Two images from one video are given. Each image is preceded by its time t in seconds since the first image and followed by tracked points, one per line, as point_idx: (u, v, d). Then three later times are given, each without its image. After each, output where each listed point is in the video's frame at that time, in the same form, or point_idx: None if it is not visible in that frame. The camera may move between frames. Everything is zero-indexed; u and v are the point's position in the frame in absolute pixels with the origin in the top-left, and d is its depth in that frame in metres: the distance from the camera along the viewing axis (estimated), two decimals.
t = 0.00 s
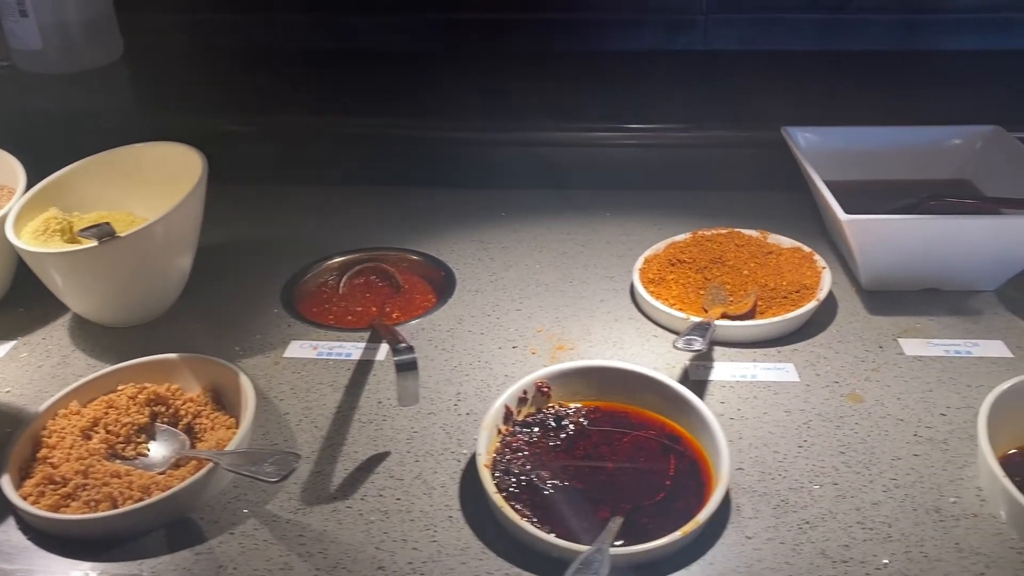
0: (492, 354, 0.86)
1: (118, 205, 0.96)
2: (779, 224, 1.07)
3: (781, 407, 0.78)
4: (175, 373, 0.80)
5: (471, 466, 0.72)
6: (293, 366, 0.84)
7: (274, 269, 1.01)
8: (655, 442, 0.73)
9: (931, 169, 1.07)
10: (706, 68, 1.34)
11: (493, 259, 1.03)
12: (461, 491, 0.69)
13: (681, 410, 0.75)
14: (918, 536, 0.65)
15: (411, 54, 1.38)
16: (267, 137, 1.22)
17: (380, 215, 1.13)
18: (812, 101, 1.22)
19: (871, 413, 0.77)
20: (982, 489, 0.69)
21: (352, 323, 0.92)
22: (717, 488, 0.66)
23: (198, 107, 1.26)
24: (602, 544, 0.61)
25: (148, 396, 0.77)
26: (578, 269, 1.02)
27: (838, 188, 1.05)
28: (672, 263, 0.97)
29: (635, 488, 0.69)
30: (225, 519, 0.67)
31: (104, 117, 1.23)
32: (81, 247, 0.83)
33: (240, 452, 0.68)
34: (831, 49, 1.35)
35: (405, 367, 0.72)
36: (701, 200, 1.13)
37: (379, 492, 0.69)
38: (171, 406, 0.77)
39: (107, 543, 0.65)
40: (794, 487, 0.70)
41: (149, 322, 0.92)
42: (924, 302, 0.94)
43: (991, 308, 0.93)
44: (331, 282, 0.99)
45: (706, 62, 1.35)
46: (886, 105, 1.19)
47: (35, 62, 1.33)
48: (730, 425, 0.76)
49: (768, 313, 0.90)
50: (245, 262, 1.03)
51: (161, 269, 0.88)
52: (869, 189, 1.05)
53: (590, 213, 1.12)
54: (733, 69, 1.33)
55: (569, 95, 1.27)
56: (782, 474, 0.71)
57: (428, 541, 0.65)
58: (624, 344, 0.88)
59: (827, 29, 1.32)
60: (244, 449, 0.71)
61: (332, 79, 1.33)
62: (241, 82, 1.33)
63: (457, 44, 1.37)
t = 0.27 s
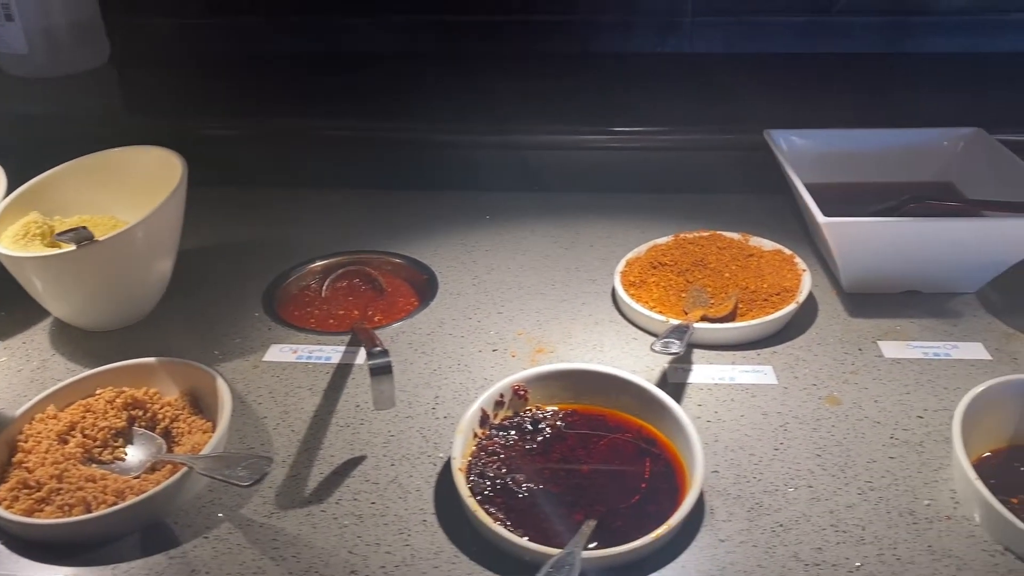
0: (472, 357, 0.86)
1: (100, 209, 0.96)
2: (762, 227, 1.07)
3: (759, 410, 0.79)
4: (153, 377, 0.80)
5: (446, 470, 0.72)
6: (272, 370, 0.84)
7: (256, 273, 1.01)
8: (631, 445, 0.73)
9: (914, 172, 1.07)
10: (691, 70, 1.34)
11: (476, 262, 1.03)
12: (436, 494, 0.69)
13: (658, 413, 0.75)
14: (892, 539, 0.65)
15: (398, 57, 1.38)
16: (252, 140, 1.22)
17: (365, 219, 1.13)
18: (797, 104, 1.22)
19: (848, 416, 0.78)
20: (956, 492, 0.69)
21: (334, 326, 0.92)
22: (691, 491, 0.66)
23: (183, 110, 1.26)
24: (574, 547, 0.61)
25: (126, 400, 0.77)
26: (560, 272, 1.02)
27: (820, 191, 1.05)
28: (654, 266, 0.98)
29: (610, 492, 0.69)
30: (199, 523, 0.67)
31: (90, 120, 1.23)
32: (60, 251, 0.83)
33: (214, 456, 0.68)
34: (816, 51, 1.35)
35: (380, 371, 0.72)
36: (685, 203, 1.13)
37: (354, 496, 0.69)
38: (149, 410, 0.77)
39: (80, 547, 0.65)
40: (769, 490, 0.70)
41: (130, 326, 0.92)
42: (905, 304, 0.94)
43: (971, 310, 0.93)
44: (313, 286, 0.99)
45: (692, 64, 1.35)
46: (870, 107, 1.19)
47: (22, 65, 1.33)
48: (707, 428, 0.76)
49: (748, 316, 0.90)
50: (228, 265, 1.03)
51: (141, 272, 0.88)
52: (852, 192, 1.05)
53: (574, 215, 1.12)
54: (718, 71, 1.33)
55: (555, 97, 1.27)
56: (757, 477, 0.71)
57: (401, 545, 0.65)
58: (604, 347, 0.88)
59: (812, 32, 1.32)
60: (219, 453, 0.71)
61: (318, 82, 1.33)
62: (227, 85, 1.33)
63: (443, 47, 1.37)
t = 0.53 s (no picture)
0: (452, 361, 0.86)
1: (82, 214, 0.97)
2: (746, 229, 1.07)
3: (737, 413, 0.79)
4: (132, 382, 0.80)
5: (423, 474, 0.72)
6: (252, 374, 0.84)
7: (240, 276, 1.01)
8: (609, 448, 0.73)
9: (897, 174, 1.07)
10: (678, 73, 1.34)
11: (459, 265, 1.03)
12: (413, 498, 0.69)
13: (636, 417, 0.75)
14: (867, 543, 0.65)
15: (385, 60, 1.38)
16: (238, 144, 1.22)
17: (349, 221, 1.12)
18: (782, 107, 1.22)
19: (827, 419, 0.78)
20: (933, 495, 0.69)
21: (316, 330, 0.91)
22: (667, 494, 0.66)
23: (170, 114, 1.27)
24: (548, 551, 0.61)
25: (104, 404, 0.77)
26: (544, 275, 1.02)
27: (803, 193, 1.06)
28: (636, 269, 0.98)
29: (586, 495, 0.69)
30: (174, 528, 0.67)
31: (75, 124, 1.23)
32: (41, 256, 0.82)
33: (189, 461, 0.68)
34: (802, 55, 1.35)
35: (356, 375, 0.72)
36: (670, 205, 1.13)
37: (330, 500, 0.69)
38: (127, 414, 0.77)
39: (55, 552, 0.65)
40: (746, 494, 0.70)
41: (112, 330, 0.92)
42: (887, 306, 0.95)
43: (953, 312, 0.93)
44: (297, 290, 0.99)
45: (679, 67, 1.35)
46: (854, 110, 1.20)
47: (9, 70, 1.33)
48: (685, 431, 0.76)
49: (729, 319, 0.90)
50: (211, 269, 1.03)
51: (122, 276, 0.88)
52: (835, 194, 1.05)
53: (559, 218, 1.12)
54: (705, 73, 1.34)
55: (541, 101, 1.27)
56: (734, 480, 0.71)
57: (376, 550, 0.65)
58: (585, 350, 0.88)
59: (798, 35, 1.33)
60: (196, 457, 0.71)
61: (305, 85, 1.33)
62: (213, 88, 1.34)
63: (431, 51, 1.37)
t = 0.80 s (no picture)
0: (435, 365, 0.85)
1: (67, 218, 0.97)
2: (731, 233, 1.07)
3: (719, 417, 0.79)
4: (114, 387, 0.80)
5: (403, 479, 0.71)
6: (234, 379, 0.84)
7: (224, 281, 1.01)
8: (589, 453, 0.73)
9: (883, 177, 1.07)
10: (666, 77, 1.34)
11: (445, 269, 1.03)
12: (392, 503, 0.69)
13: (616, 420, 0.75)
14: (845, 547, 0.65)
15: (374, 64, 1.38)
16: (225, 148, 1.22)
17: (335, 225, 1.12)
18: (769, 110, 1.22)
19: (809, 422, 0.78)
20: (912, 499, 0.69)
21: (300, 335, 0.91)
22: (645, 498, 0.66)
23: (157, 118, 1.27)
24: (524, 555, 0.61)
25: (85, 410, 0.77)
26: (529, 279, 1.01)
27: (789, 197, 1.06)
28: (621, 273, 0.98)
29: (565, 500, 0.69)
30: (152, 534, 0.67)
31: (62, 128, 1.23)
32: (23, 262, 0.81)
33: (168, 466, 0.68)
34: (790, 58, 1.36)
35: (335, 380, 0.72)
36: (656, 209, 1.13)
37: (309, 505, 0.69)
38: (108, 420, 0.77)
39: (31, 559, 0.65)
40: (725, 498, 0.70)
41: (96, 335, 0.92)
42: (871, 310, 0.95)
43: (936, 315, 0.93)
44: (282, 294, 0.99)
45: (667, 71, 1.36)
46: (841, 114, 1.20)
47: None
48: (666, 435, 0.76)
49: (713, 323, 0.90)
50: (195, 273, 1.03)
51: (106, 281, 0.88)
52: (821, 197, 1.05)
53: (545, 222, 1.12)
54: (693, 77, 1.34)
55: (528, 105, 1.28)
56: (714, 485, 0.71)
57: (353, 555, 0.65)
58: (568, 354, 0.88)
59: (786, 38, 1.33)
60: (175, 463, 0.70)
61: (293, 88, 1.33)
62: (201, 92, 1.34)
63: (419, 55, 1.37)
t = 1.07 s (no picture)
0: (420, 369, 0.85)
1: (52, 223, 0.96)
2: (718, 235, 1.07)
3: (702, 421, 0.79)
4: (96, 393, 0.80)
5: (384, 484, 0.71)
6: (218, 384, 0.84)
7: (210, 285, 1.01)
8: (571, 457, 0.73)
9: (869, 180, 1.07)
10: (655, 80, 1.35)
11: (431, 273, 1.03)
12: (373, 508, 0.69)
13: (599, 424, 0.75)
14: (825, 551, 0.65)
15: (363, 68, 1.38)
16: (213, 153, 1.22)
17: (322, 229, 1.12)
18: (756, 113, 1.23)
19: (792, 426, 0.78)
20: (894, 502, 0.69)
21: (285, 339, 0.91)
22: (625, 502, 0.66)
23: (145, 122, 1.26)
24: (503, 560, 0.61)
25: (67, 415, 0.77)
26: (516, 282, 1.01)
27: (776, 200, 1.06)
28: (606, 276, 0.98)
29: (546, 505, 0.68)
30: (132, 539, 0.67)
31: (50, 132, 1.23)
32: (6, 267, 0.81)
33: (148, 472, 0.68)
34: (779, 60, 1.36)
35: (316, 385, 0.71)
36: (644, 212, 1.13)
37: (290, 511, 0.69)
38: (91, 425, 0.77)
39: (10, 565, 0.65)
40: (706, 502, 0.70)
41: (81, 340, 0.92)
42: (856, 312, 0.95)
43: (921, 318, 0.93)
44: (268, 299, 0.99)
45: (656, 74, 1.36)
46: (828, 116, 1.20)
47: None
48: (649, 439, 0.76)
49: (698, 326, 0.90)
50: (181, 277, 1.03)
51: (90, 286, 0.88)
52: (807, 200, 1.05)
53: (532, 225, 1.12)
54: (682, 80, 1.34)
55: (517, 109, 1.28)
56: (695, 489, 0.71)
57: (333, 561, 0.65)
58: (553, 358, 0.88)
59: (775, 41, 1.33)
60: (156, 468, 0.70)
61: (282, 92, 1.33)
62: (190, 96, 1.33)
63: (408, 59, 1.37)
